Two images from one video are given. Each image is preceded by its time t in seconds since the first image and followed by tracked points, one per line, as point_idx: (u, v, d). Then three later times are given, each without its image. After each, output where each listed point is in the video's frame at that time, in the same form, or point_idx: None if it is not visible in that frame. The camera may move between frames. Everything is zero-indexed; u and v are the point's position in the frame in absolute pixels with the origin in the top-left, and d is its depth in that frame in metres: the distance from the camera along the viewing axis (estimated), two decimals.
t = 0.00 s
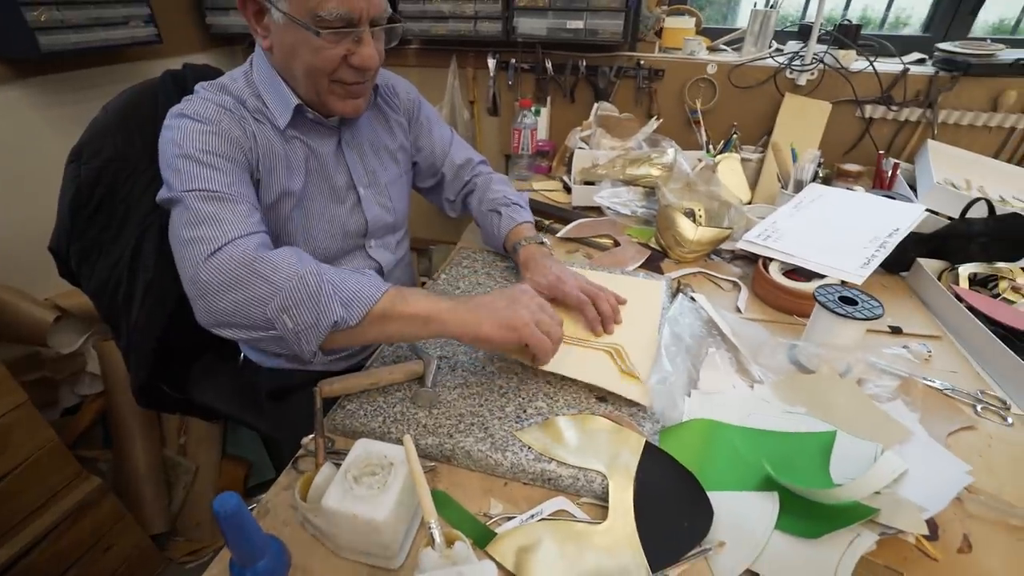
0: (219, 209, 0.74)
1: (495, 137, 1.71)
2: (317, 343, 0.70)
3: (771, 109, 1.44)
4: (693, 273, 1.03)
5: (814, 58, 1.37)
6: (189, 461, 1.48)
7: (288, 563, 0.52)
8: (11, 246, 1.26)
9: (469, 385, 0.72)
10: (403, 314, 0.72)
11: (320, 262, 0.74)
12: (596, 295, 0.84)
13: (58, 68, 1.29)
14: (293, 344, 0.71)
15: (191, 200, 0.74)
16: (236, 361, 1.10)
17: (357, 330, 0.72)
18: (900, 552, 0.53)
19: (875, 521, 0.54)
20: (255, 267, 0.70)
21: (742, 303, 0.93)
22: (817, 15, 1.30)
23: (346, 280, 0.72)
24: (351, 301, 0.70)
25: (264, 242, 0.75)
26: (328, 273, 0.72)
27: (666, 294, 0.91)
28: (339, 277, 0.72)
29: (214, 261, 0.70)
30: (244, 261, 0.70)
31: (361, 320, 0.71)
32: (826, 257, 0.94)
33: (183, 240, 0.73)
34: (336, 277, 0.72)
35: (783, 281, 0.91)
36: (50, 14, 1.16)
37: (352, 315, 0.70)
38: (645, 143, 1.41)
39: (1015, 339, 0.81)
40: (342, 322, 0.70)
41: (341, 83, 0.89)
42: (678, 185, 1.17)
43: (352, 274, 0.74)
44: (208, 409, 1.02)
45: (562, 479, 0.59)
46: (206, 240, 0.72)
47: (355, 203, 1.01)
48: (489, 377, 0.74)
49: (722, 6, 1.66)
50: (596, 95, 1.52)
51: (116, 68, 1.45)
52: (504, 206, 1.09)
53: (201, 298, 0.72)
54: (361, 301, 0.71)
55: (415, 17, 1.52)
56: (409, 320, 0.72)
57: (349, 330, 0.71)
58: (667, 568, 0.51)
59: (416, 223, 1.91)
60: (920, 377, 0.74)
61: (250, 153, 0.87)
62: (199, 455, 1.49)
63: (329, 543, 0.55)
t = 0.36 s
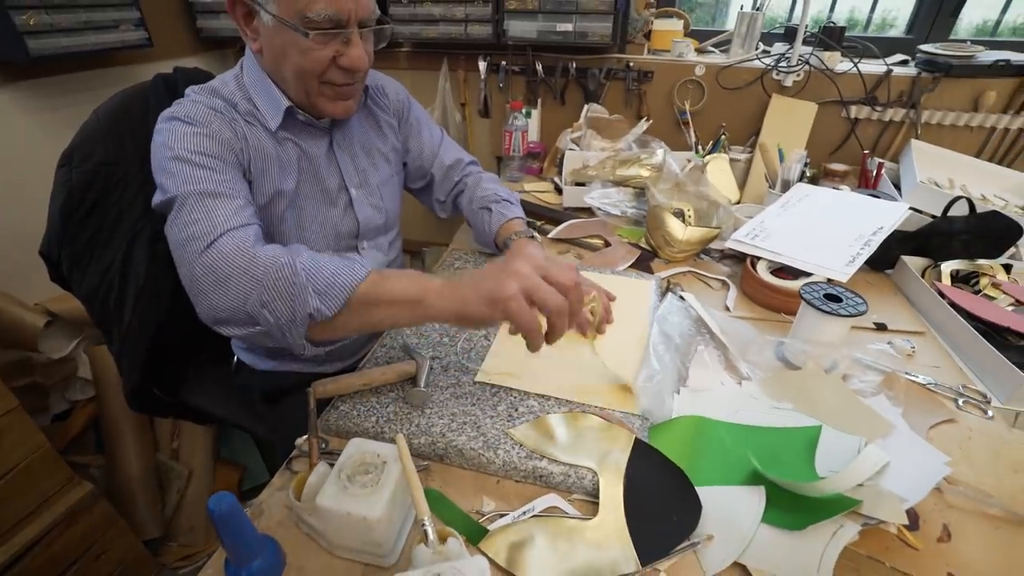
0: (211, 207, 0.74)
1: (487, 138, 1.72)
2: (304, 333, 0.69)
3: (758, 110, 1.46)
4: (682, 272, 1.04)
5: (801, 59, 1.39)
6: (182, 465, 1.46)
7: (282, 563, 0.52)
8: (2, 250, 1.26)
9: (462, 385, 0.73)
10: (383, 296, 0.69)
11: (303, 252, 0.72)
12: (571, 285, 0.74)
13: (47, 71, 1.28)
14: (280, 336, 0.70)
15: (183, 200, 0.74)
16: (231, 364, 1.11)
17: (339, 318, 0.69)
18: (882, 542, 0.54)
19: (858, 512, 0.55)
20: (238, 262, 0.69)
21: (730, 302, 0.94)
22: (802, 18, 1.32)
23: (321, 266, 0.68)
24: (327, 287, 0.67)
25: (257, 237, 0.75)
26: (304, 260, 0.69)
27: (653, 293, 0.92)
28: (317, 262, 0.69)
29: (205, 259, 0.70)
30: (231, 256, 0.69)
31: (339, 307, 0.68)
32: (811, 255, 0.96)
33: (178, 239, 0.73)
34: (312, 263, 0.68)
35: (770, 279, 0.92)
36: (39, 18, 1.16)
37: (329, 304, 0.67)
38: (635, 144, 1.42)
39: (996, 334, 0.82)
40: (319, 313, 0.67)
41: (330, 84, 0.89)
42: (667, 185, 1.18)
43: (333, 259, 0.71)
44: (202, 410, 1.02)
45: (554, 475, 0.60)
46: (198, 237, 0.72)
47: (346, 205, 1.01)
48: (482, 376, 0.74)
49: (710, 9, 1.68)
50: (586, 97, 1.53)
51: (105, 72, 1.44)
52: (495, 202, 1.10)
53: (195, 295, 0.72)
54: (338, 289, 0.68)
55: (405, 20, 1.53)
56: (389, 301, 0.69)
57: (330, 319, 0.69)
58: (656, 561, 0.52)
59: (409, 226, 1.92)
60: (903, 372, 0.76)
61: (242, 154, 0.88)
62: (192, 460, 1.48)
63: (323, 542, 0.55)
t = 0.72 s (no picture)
0: (188, 198, 0.72)
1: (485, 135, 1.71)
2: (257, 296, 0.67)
3: (756, 106, 1.46)
4: (682, 269, 1.04)
5: (798, 56, 1.39)
6: (182, 464, 1.47)
7: (285, 562, 0.52)
8: None
9: (464, 382, 0.73)
10: (324, 226, 0.66)
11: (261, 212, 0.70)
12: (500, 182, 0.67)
13: (42, 68, 1.27)
14: (241, 305, 0.68)
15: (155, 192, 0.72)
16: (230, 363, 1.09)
17: (292, 266, 0.67)
18: (884, 537, 0.54)
19: (861, 507, 0.55)
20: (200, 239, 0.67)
21: (730, 298, 0.94)
22: (800, 14, 1.32)
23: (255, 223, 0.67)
24: (270, 238, 0.65)
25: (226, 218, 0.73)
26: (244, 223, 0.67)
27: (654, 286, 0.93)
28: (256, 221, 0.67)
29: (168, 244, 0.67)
30: (194, 237, 0.66)
31: (285, 254, 0.66)
32: (810, 251, 0.96)
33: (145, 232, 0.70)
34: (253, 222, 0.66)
35: (768, 274, 0.93)
36: (34, 14, 1.15)
37: (273, 256, 0.66)
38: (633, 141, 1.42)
39: (994, 330, 0.83)
40: (268, 262, 0.65)
41: (323, 79, 0.89)
42: (667, 182, 1.19)
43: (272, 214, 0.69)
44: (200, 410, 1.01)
45: (557, 472, 0.60)
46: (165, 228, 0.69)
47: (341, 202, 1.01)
48: (483, 374, 0.74)
49: (709, 5, 1.68)
50: (585, 93, 1.53)
51: (102, 69, 1.43)
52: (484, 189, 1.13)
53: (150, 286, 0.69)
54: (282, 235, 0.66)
55: (403, 16, 1.52)
56: (333, 226, 0.66)
57: (281, 270, 0.67)
58: (659, 558, 0.52)
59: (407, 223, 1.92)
60: (903, 368, 0.76)
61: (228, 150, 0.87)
62: (192, 459, 1.48)
63: (326, 540, 0.55)
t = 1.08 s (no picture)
0: (179, 257, 0.76)
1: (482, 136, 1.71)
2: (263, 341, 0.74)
3: (753, 105, 1.46)
4: (681, 269, 1.03)
5: (795, 53, 1.38)
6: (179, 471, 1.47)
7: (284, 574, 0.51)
8: None
9: (463, 387, 0.72)
10: (308, 269, 0.75)
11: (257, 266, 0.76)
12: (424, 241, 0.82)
13: (32, 73, 1.26)
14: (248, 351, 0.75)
15: (153, 248, 0.75)
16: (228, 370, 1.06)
17: (288, 312, 0.75)
18: (890, 540, 0.54)
19: (867, 511, 0.55)
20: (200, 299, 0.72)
21: (730, 299, 0.93)
22: (797, 11, 1.32)
23: (250, 285, 0.72)
24: (267, 296, 0.72)
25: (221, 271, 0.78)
26: (237, 283, 0.72)
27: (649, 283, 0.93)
28: (248, 280, 0.73)
29: (171, 305, 0.72)
30: (195, 298, 0.72)
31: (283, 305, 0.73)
32: (808, 249, 0.96)
33: (140, 292, 0.74)
34: (247, 282, 0.72)
35: (767, 274, 0.92)
36: (22, 18, 1.14)
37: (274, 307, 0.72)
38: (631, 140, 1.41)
39: (995, 327, 0.82)
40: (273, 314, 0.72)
41: (314, 87, 0.88)
42: (664, 182, 1.18)
43: (259, 269, 0.74)
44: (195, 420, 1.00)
45: (557, 478, 0.60)
46: (162, 289, 0.73)
47: (335, 209, 1.00)
48: (482, 379, 0.74)
49: (704, 3, 1.68)
50: (581, 93, 1.52)
51: (93, 73, 1.42)
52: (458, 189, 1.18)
53: (154, 347, 0.74)
54: (275, 291, 0.72)
55: (397, 17, 1.51)
56: (313, 272, 0.76)
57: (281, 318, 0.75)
58: (663, 566, 0.52)
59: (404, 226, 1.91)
60: (905, 367, 0.76)
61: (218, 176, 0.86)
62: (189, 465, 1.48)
63: (324, 551, 0.54)
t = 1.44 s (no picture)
0: (171, 278, 0.78)
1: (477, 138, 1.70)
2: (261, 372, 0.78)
3: (749, 104, 1.45)
4: (678, 271, 1.03)
5: (790, 52, 1.38)
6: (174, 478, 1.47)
7: None
8: None
9: (457, 393, 0.71)
10: (313, 314, 0.78)
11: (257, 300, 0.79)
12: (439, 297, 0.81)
13: (21, 78, 1.25)
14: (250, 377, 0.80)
15: (147, 272, 0.77)
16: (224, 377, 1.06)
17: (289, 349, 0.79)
18: (892, 547, 0.53)
19: (867, 518, 0.54)
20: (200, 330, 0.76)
21: (728, 300, 0.93)
22: (791, 10, 1.31)
23: (251, 320, 0.76)
24: (269, 335, 0.75)
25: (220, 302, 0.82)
26: (237, 319, 0.76)
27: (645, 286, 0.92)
28: (248, 317, 0.76)
29: (168, 333, 0.75)
30: (193, 330, 0.75)
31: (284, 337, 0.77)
32: (806, 249, 0.95)
33: (135, 315, 0.77)
34: (247, 319, 0.75)
35: (765, 275, 0.92)
36: (10, 22, 1.13)
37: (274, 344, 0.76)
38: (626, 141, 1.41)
39: (995, 327, 0.82)
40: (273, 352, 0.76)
41: (326, 83, 0.88)
42: (661, 182, 1.18)
43: (261, 305, 0.78)
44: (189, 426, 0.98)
45: (554, 486, 0.59)
46: (160, 314, 0.76)
47: (327, 212, 0.99)
48: (477, 385, 0.73)
49: (699, 3, 1.67)
50: (576, 94, 1.51)
51: (84, 78, 1.40)
52: (450, 188, 1.18)
53: (150, 368, 0.77)
54: (276, 329, 0.76)
55: (391, 19, 1.50)
56: (317, 315, 0.78)
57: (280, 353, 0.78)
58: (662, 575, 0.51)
59: (399, 229, 1.90)
60: (904, 368, 0.75)
61: (204, 188, 0.86)
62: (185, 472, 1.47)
63: (317, 563, 0.53)
